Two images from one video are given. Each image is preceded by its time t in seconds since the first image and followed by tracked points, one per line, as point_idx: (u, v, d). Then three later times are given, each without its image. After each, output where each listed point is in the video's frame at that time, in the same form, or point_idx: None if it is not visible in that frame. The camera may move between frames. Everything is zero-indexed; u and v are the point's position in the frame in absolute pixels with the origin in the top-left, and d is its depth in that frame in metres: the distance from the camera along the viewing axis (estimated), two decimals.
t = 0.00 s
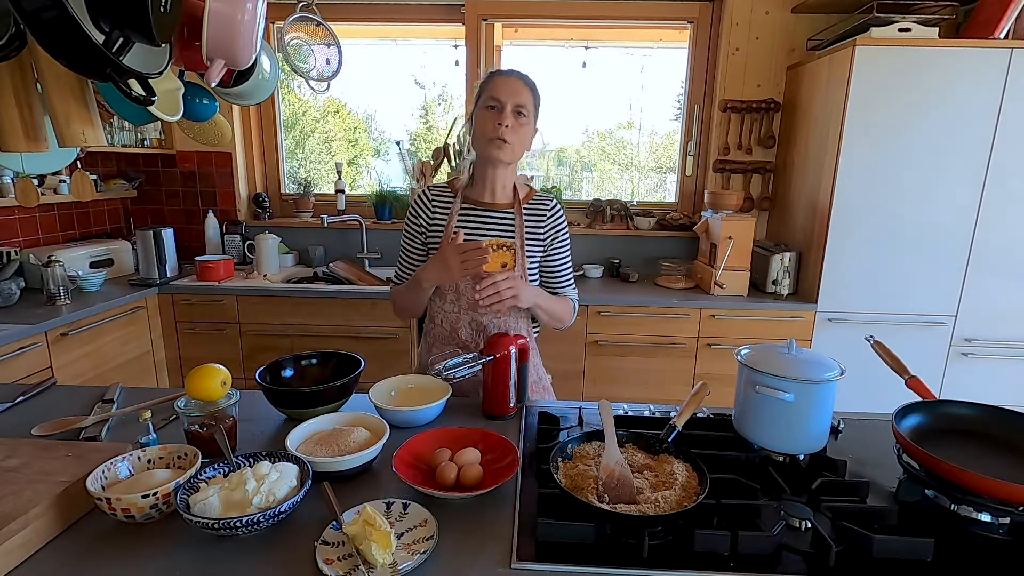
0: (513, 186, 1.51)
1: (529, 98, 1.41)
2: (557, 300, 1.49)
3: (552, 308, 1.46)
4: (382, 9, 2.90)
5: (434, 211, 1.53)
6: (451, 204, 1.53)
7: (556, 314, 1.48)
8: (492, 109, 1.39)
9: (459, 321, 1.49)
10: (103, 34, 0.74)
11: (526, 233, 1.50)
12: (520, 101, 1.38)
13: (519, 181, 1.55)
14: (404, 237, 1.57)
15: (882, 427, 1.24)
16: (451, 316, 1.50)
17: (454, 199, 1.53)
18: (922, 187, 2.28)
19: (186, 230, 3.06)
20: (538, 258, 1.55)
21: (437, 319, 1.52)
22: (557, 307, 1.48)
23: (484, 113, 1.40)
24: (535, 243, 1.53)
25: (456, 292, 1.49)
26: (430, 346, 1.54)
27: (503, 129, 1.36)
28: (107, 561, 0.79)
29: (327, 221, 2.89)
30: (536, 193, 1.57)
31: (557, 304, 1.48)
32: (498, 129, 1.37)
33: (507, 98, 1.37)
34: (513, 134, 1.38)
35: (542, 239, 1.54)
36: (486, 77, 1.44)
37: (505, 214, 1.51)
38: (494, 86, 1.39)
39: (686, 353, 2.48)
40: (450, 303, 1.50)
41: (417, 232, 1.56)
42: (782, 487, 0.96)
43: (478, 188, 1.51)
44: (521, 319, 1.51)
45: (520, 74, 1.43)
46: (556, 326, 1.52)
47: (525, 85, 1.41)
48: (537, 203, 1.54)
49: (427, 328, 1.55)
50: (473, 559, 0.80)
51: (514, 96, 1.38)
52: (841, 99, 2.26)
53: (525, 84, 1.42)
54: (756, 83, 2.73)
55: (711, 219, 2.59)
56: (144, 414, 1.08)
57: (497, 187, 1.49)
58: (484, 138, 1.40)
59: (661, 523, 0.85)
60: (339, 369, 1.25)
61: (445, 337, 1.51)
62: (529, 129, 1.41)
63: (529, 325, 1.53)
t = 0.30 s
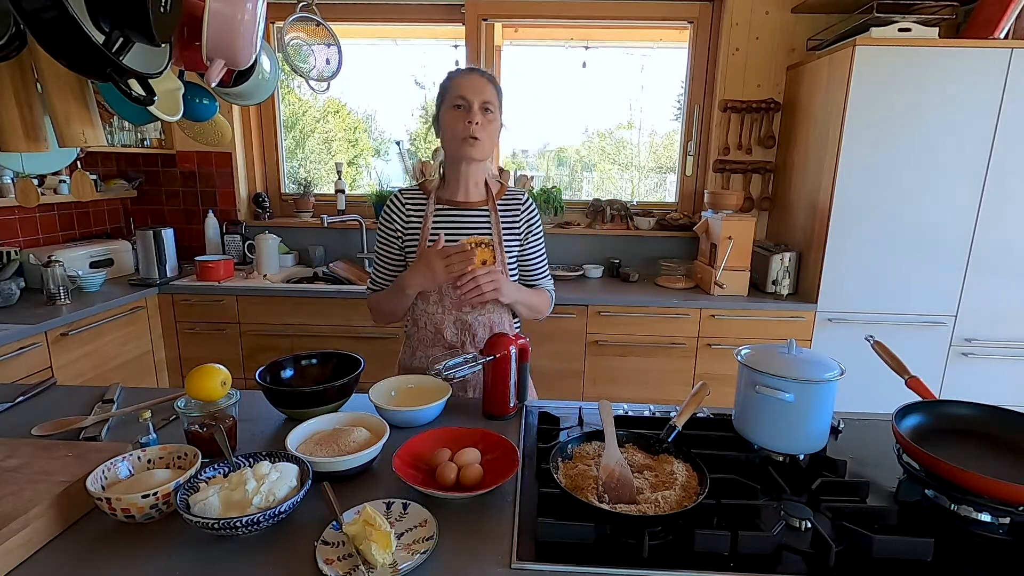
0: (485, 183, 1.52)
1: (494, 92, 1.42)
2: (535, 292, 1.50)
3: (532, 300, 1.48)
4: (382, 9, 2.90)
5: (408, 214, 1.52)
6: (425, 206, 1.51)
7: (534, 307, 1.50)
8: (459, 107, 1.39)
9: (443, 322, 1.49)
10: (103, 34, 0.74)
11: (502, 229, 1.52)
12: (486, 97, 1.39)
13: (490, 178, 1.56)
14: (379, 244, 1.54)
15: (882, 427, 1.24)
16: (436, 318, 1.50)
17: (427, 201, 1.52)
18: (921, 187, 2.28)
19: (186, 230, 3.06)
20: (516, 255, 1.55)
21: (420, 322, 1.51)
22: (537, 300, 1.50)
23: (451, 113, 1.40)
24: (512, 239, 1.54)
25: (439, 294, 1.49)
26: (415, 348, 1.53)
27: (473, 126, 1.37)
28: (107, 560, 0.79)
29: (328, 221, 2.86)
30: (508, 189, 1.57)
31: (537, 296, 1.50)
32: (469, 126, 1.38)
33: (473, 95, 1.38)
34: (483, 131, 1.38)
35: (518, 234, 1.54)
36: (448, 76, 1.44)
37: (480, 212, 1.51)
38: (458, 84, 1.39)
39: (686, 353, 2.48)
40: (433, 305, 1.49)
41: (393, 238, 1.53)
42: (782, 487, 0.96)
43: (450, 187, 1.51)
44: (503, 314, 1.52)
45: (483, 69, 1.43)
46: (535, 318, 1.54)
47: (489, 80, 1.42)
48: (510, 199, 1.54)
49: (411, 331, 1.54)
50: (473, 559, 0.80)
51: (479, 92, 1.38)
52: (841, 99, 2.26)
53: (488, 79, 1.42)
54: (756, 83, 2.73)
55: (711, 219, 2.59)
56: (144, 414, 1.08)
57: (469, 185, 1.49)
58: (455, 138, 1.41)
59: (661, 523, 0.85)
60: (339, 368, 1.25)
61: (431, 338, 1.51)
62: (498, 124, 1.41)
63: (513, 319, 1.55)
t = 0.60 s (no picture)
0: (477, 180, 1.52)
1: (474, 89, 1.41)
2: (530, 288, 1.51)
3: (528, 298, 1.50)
4: (382, 9, 2.90)
5: (402, 214, 1.52)
6: (419, 205, 1.51)
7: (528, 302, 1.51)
8: (441, 109, 1.39)
9: (439, 320, 1.49)
10: (103, 34, 0.74)
11: (498, 226, 1.52)
12: (467, 95, 1.38)
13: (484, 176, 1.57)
14: (374, 245, 1.54)
15: (882, 427, 1.24)
16: (431, 317, 1.49)
17: (421, 201, 1.51)
18: (921, 187, 2.28)
19: (186, 230, 3.06)
20: (512, 253, 1.56)
21: (416, 321, 1.51)
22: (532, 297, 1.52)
23: (434, 116, 1.40)
24: (508, 237, 1.54)
25: (435, 292, 1.48)
26: (410, 349, 1.52)
27: (458, 126, 1.37)
28: (107, 561, 0.79)
29: (328, 221, 2.83)
30: (502, 188, 1.58)
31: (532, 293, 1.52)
32: (454, 127, 1.37)
33: (453, 95, 1.37)
34: (468, 129, 1.38)
35: (514, 232, 1.54)
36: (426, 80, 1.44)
37: (474, 210, 1.52)
38: (438, 85, 1.39)
39: (686, 353, 2.48)
40: (429, 304, 1.49)
41: (388, 238, 1.53)
42: (782, 487, 0.96)
43: (444, 186, 1.52)
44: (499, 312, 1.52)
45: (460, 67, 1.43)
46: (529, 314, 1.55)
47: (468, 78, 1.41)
48: (504, 197, 1.55)
49: (406, 332, 1.54)
50: (473, 559, 0.80)
51: (459, 91, 1.38)
52: (841, 99, 2.26)
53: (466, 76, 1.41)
54: (756, 83, 2.73)
55: (711, 219, 2.59)
56: (144, 414, 1.08)
57: (462, 183, 1.50)
58: (441, 140, 1.41)
59: (661, 523, 0.85)
60: (339, 368, 1.25)
61: (426, 338, 1.51)
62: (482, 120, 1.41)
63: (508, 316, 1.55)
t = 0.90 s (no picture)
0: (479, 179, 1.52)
1: (473, 87, 1.40)
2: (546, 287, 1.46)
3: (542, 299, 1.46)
4: (382, 9, 2.90)
5: (404, 214, 1.55)
6: (420, 206, 1.53)
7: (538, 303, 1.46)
8: (439, 109, 1.39)
9: (436, 322, 1.48)
10: (103, 34, 0.74)
11: (499, 227, 1.51)
12: (464, 94, 1.37)
13: (490, 178, 1.58)
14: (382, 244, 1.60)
15: (882, 427, 1.24)
16: (428, 318, 1.49)
17: (422, 201, 1.53)
18: (921, 187, 2.28)
19: (186, 230, 3.06)
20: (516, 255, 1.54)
21: (415, 323, 1.51)
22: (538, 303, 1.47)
23: (433, 116, 1.40)
24: (510, 237, 1.53)
25: (432, 293, 1.48)
26: (409, 350, 1.52)
27: (454, 126, 1.37)
28: (107, 561, 0.79)
29: (328, 221, 2.84)
30: (506, 189, 1.58)
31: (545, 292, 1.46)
32: (451, 126, 1.37)
33: (450, 95, 1.37)
34: (465, 129, 1.38)
35: (517, 233, 1.53)
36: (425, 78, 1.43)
37: (476, 210, 1.52)
38: (436, 85, 1.38)
39: (686, 353, 2.48)
40: (426, 305, 1.48)
41: (391, 238, 1.58)
42: (782, 487, 0.96)
43: (446, 185, 1.52)
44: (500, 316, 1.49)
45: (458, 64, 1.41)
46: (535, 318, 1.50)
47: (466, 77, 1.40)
48: (508, 198, 1.54)
49: (405, 333, 1.54)
50: (473, 559, 0.80)
51: (457, 90, 1.37)
52: (841, 99, 2.26)
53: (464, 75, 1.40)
54: (756, 83, 2.73)
55: (711, 219, 2.59)
56: (144, 414, 1.08)
57: (463, 181, 1.50)
58: (439, 139, 1.41)
59: (661, 523, 0.84)
60: (339, 369, 1.25)
61: (424, 340, 1.50)
62: (481, 119, 1.40)
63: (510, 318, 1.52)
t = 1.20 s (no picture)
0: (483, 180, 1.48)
1: (477, 102, 1.33)
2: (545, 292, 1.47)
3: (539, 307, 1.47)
4: (382, 9, 2.90)
5: (408, 212, 1.54)
6: (425, 204, 1.52)
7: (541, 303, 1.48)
8: (441, 130, 1.36)
9: (436, 319, 1.50)
10: (103, 34, 0.74)
11: (504, 228, 1.49)
12: (466, 116, 1.32)
13: (495, 176, 1.53)
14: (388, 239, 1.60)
15: (882, 427, 1.24)
16: (428, 315, 1.50)
17: (427, 199, 1.52)
18: (921, 187, 2.28)
19: (186, 230, 3.06)
20: (519, 256, 1.53)
21: (415, 320, 1.52)
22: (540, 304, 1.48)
23: (436, 134, 1.37)
24: (514, 239, 1.51)
25: (433, 291, 1.49)
26: (408, 347, 1.53)
27: (457, 151, 1.35)
28: (107, 561, 0.79)
29: (327, 221, 2.91)
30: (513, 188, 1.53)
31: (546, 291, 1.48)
32: (453, 150, 1.36)
33: (452, 118, 1.32)
34: (468, 152, 1.36)
35: (520, 234, 1.51)
36: (426, 87, 1.36)
37: (481, 211, 1.49)
38: (437, 106, 1.33)
39: (686, 353, 2.48)
40: (426, 302, 1.50)
41: (396, 234, 1.58)
42: (782, 487, 0.96)
43: (450, 186, 1.50)
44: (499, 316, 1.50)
45: (461, 74, 1.33)
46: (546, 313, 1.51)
47: (470, 92, 1.33)
48: (513, 198, 1.50)
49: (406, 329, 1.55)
50: (473, 559, 0.80)
51: (459, 113, 1.32)
52: (840, 99, 2.26)
53: (467, 87, 1.33)
54: (756, 83, 2.73)
55: (711, 219, 2.59)
56: (145, 413, 1.08)
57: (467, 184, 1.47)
58: (442, 158, 1.40)
59: (661, 523, 0.84)
60: (339, 369, 1.25)
61: (424, 337, 1.51)
62: (484, 136, 1.37)
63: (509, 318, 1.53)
